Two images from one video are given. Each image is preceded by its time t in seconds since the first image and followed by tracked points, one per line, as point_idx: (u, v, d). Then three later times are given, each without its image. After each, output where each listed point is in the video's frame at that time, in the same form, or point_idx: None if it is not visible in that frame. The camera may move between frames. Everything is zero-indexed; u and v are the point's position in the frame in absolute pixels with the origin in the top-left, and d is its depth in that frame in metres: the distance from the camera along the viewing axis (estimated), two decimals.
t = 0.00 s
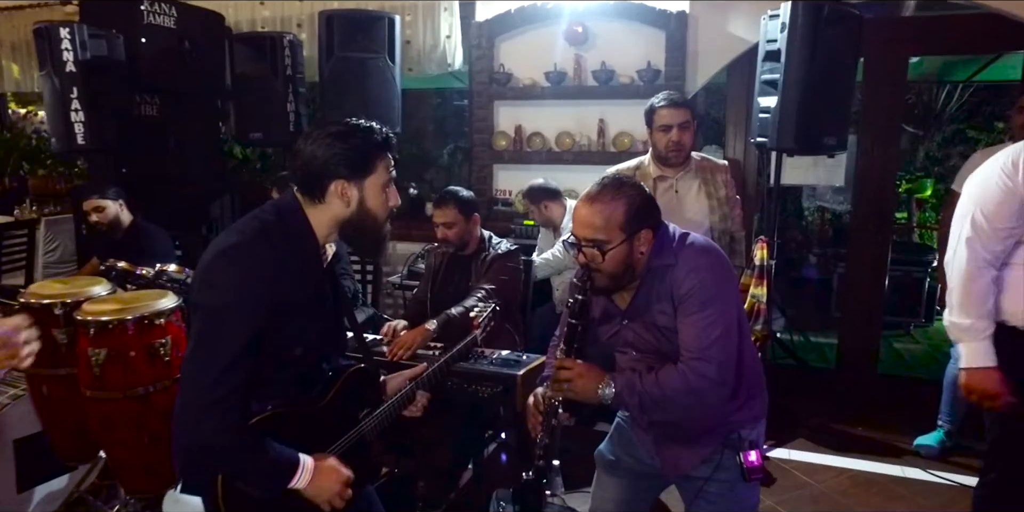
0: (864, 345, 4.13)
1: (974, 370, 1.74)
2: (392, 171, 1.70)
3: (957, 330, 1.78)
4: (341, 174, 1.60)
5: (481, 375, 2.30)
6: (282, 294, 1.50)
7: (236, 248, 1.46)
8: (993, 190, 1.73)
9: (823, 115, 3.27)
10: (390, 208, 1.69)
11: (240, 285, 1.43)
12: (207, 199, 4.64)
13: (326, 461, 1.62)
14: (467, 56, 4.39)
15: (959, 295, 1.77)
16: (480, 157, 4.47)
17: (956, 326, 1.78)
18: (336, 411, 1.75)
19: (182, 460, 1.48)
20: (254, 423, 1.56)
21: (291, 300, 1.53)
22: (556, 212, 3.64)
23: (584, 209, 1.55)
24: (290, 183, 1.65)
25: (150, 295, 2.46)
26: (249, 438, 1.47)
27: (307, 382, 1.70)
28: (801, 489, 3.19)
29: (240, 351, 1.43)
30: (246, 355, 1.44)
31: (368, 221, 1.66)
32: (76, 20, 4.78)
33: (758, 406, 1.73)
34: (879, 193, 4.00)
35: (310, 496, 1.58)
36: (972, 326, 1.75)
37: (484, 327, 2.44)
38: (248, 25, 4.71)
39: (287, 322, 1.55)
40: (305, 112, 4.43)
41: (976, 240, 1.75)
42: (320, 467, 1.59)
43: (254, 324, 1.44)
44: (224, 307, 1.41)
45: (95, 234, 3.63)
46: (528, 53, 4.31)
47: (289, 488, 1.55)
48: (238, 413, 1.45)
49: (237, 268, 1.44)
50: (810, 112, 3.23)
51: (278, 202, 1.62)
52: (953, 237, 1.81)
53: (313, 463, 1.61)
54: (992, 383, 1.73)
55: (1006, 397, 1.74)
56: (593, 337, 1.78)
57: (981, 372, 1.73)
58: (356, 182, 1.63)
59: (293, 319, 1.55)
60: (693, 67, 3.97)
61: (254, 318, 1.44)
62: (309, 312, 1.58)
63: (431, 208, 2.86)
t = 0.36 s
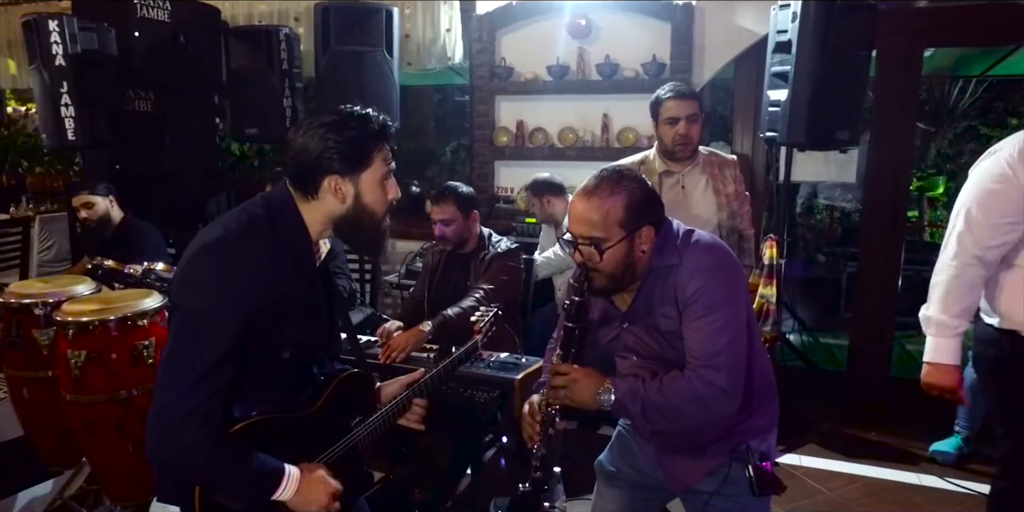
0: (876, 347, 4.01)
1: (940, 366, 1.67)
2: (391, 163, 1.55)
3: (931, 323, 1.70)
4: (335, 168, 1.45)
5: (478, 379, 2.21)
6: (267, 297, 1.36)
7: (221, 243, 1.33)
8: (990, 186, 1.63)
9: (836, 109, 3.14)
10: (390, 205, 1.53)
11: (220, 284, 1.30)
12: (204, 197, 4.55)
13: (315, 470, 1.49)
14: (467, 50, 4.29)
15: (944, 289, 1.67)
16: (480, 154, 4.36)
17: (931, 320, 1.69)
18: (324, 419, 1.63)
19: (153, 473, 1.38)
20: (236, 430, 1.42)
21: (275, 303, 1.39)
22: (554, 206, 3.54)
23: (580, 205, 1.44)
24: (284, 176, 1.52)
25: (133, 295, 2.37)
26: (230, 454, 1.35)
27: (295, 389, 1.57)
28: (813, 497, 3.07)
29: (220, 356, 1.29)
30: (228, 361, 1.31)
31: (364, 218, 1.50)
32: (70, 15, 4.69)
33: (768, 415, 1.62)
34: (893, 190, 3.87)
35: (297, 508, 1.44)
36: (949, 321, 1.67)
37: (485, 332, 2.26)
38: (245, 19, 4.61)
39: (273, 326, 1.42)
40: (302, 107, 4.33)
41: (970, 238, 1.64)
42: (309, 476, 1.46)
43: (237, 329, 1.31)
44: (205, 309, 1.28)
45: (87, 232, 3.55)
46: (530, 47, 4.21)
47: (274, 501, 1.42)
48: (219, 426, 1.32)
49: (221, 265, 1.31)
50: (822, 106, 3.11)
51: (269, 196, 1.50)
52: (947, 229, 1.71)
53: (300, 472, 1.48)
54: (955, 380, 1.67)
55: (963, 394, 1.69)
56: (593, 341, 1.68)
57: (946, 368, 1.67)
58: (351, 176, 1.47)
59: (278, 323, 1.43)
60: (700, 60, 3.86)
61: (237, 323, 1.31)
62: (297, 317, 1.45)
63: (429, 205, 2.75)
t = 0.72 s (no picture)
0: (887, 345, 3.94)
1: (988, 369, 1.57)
2: (394, 155, 1.50)
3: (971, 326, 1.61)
4: (334, 156, 1.41)
5: (478, 373, 2.18)
6: (262, 288, 1.33)
7: (216, 230, 1.30)
8: (1008, 177, 1.58)
9: (847, 101, 3.08)
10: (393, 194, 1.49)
11: (212, 272, 1.26)
12: (208, 193, 4.54)
13: (308, 462, 1.45)
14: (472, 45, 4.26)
15: (975, 290, 1.61)
16: (485, 149, 4.33)
17: (971, 322, 1.61)
18: (319, 412, 1.59)
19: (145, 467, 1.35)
20: (225, 421, 1.39)
21: (269, 293, 1.35)
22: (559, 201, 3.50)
23: (577, 194, 1.39)
24: (283, 163, 1.48)
25: (130, 287, 2.35)
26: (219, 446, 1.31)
27: (291, 380, 1.54)
28: (821, 496, 3.02)
29: (210, 344, 1.25)
30: (218, 350, 1.27)
31: (364, 208, 1.46)
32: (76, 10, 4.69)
33: (771, 413, 1.58)
34: (905, 186, 3.80)
35: (287, 501, 1.41)
36: (990, 321, 1.58)
37: (491, 328, 2.23)
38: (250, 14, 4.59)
39: (267, 317, 1.38)
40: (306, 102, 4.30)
41: (995, 231, 1.59)
42: (298, 468, 1.42)
43: (230, 318, 1.27)
44: (198, 299, 1.25)
45: (89, 227, 3.54)
46: (535, 41, 4.18)
47: (264, 493, 1.39)
48: (209, 416, 1.29)
49: (217, 252, 1.28)
50: (831, 98, 3.06)
51: (267, 186, 1.46)
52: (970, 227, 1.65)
53: (291, 464, 1.44)
54: (1008, 383, 1.56)
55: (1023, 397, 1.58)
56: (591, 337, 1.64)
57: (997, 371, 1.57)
58: (350, 163, 1.43)
59: (272, 316, 1.38)
60: (707, 52, 3.81)
61: (230, 314, 1.27)
62: (293, 308, 1.41)
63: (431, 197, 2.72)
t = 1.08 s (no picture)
0: (883, 338, 3.96)
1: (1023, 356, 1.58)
2: (377, 132, 1.53)
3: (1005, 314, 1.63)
4: (316, 133, 1.45)
5: (469, 361, 2.26)
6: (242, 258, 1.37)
7: (203, 202, 1.35)
8: None
9: (842, 94, 3.10)
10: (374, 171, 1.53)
11: (196, 243, 1.30)
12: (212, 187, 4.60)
13: (291, 432, 1.46)
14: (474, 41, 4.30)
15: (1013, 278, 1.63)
16: (486, 144, 4.36)
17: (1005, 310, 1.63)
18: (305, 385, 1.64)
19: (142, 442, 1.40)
20: (211, 390, 1.46)
21: (252, 266, 1.39)
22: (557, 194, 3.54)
23: (560, 181, 1.47)
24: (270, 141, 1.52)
25: (134, 276, 2.41)
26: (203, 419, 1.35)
27: (275, 355, 1.58)
28: (815, 486, 3.05)
29: (192, 312, 1.29)
30: (199, 319, 1.31)
31: (345, 183, 1.50)
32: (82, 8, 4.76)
33: (750, 398, 1.66)
34: (903, 179, 3.82)
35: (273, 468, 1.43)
36: None
37: (483, 312, 2.23)
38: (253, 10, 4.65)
39: (251, 290, 1.42)
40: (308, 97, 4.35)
41: None
42: (280, 437, 1.44)
43: (210, 285, 1.31)
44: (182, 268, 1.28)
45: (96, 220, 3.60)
46: (536, 37, 4.22)
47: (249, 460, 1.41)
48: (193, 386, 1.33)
49: (201, 223, 1.32)
50: (826, 90, 3.07)
51: (255, 163, 1.51)
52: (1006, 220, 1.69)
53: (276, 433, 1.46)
54: None
55: None
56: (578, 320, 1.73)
57: None
58: (333, 140, 1.46)
59: (250, 289, 1.42)
60: (705, 44, 3.82)
61: (211, 282, 1.31)
62: (277, 282, 1.46)
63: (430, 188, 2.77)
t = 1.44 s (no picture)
0: (884, 335, 3.99)
1: None
2: (365, 135, 1.63)
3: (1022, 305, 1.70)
4: (313, 140, 1.55)
5: (466, 353, 2.34)
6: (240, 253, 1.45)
7: (205, 200, 1.44)
8: None
9: (841, 93, 3.15)
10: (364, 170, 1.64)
11: (199, 239, 1.39)
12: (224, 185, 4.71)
13: (289, 423, 1.55)
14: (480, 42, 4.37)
15: None
16: (492, 143, 4.44)
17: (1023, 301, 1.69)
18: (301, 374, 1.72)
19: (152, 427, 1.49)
20: (209, 381, 1.56)
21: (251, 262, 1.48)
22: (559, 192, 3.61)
23: (548, 181, 1.54)
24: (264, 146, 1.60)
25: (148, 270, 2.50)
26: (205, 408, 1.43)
27: (272, 344, 1.68)
28: (812, 481, 3.10)
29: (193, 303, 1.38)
30: (196, 312, 1.39)
31: (344, 185, 1.60)
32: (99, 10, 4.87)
33: (733, 389, 1.73)
34: (904, 178, 3.84)
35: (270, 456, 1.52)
36: None
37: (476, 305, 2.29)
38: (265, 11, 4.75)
39: (250, 283, 1.51)
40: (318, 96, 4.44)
41: None
42: (279, 428, 1.53)
43: (209, 278, 1.40)
44: (183, 261, 1.37)
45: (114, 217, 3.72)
46: (540, 36, 4.28)
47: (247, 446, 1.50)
48: (191, 374, 1.41)
49: (201, 221, 1.41)
50: (825, 89, 3.11)
51: (252, 165, 1.59)
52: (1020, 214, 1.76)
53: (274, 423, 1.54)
54: None
55: None
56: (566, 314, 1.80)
57: None
58: (329, 146, 1.57)
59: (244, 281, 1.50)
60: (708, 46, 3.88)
61: (209, 275, 1.40)
62: (272, 274, 1.54)
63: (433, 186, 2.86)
